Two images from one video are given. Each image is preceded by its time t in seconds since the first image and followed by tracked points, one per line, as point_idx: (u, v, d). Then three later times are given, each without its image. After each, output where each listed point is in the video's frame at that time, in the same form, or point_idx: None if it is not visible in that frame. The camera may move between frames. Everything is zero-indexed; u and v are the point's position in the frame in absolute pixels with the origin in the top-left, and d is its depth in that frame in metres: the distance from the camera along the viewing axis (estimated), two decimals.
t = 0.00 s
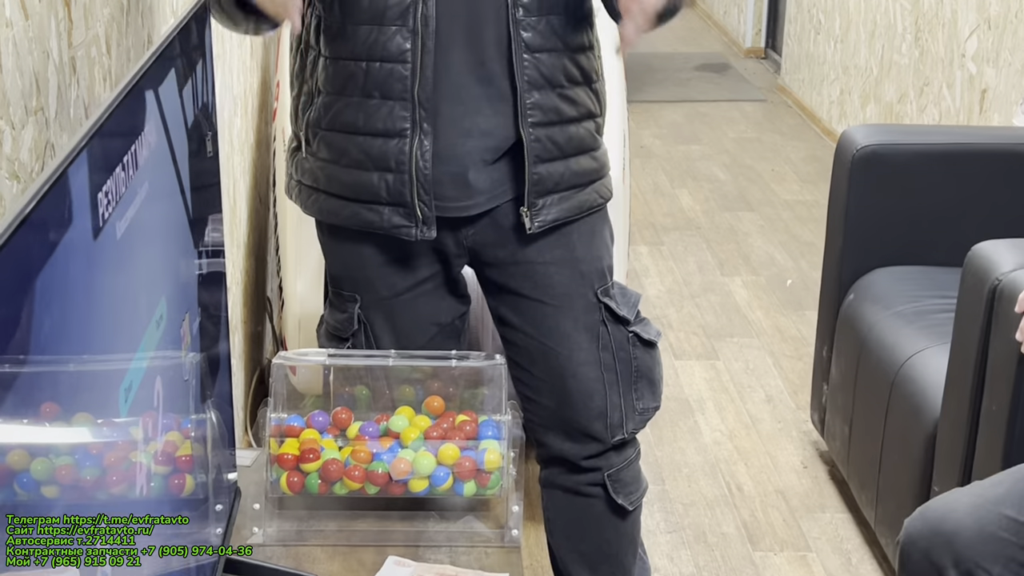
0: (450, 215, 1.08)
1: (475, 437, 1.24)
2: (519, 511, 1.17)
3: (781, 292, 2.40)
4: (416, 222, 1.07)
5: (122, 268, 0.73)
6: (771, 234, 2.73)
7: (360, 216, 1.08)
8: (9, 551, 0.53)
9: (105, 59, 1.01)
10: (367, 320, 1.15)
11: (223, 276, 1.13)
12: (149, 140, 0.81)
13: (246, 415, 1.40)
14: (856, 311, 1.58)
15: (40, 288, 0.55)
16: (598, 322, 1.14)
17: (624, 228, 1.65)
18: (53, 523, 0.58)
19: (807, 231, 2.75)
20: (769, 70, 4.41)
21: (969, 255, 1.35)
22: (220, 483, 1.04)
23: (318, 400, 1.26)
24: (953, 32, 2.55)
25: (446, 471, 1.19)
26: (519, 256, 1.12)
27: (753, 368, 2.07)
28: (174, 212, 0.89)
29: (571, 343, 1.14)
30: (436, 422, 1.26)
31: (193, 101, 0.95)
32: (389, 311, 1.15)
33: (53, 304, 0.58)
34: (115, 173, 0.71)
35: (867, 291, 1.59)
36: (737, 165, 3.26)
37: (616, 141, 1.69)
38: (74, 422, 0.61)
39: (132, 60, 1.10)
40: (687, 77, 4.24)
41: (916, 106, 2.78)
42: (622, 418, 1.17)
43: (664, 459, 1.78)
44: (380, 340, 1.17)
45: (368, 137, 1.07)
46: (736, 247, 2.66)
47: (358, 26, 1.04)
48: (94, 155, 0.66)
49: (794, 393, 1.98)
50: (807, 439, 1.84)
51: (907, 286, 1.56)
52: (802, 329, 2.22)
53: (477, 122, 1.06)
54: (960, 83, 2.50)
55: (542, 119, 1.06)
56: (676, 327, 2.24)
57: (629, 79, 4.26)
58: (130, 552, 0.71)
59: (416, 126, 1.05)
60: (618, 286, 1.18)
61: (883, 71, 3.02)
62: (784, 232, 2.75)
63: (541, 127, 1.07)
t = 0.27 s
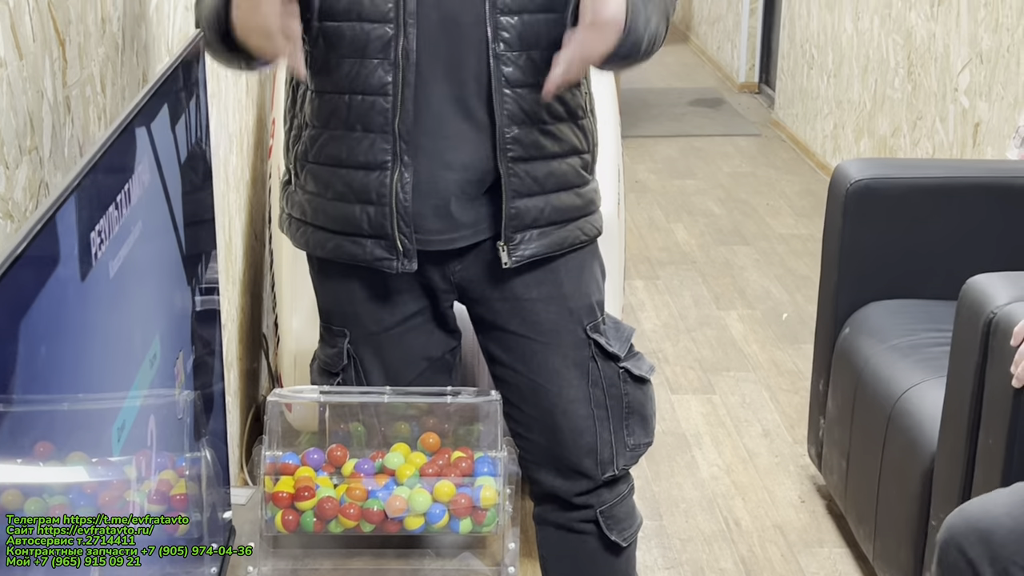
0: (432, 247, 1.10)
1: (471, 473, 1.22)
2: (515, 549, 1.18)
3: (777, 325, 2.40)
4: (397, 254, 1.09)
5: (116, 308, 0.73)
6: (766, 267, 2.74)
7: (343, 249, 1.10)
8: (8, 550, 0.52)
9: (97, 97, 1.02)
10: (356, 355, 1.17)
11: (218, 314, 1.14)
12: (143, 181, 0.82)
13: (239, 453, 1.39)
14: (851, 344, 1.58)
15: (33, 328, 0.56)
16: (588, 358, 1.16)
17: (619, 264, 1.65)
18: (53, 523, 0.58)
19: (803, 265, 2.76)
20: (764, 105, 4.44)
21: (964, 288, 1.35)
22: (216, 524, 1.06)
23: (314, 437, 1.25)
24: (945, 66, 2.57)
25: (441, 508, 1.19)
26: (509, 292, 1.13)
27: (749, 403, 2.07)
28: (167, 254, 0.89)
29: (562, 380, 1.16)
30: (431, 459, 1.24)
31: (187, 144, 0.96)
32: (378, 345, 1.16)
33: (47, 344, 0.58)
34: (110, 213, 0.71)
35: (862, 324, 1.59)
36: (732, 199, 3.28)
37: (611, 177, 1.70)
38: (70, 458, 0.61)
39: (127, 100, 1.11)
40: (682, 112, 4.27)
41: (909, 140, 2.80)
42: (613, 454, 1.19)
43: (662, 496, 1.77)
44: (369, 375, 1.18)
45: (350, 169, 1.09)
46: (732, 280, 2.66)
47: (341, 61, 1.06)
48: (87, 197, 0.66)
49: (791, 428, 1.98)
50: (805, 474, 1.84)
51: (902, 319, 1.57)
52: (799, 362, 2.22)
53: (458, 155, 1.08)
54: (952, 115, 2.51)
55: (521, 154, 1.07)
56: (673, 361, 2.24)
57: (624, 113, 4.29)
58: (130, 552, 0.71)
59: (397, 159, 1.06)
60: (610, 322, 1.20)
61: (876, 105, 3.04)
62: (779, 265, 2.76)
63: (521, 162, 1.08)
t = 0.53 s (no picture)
0: (415, 295, 1.17)
1: (458, 515, 1.19)
2: None
3: (758, 367, 2.44)
4: (382, 301, 1.16)
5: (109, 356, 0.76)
6: (747, 310, 2.79)
7: (331, 295, 1.19)
8: (9, 551, 0.56)
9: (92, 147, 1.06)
10: (345, 404, 1.25)
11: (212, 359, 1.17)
12: (134, 235, 0.84)
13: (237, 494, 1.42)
14: (831, 385, 1.62)
15: (31, 368, 0.58)
16: (573, 402, 1.26)
17: (602, 314, 1.68)
18: (52, 525, 0.61)
19: (784, 308, 2.81)
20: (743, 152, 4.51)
21: (937, 329, 1.39)
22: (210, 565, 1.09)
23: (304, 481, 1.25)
24: (917, 115, 2.63)
25: (429, 549, 1.14)
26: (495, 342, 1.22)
27: (732, 443, 2.10)
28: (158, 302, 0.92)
29: (547, 426, 1.25)
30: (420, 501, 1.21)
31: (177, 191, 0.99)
32: (366, 394, 1.25)
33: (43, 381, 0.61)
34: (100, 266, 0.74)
35: (841, 365, 1.63)
36: (713, 246, 3.33)
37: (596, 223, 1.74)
38: (64, 507, 0.64)
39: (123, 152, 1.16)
40: (665, 160, 4.34)
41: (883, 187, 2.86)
42: (600, 495, 1.30)
43: (649, 535, 1.79)
44: (358, 423, 1.27)
45: (337, 219, 1.17)
46: (714, 323, 2.71)
47: (326, 116, 1.15)
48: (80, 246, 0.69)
49: (772, 467, 2.01)
50: (786, 512, 1.87)
51: (880, 360, 1.61)
52: (780, 403, 2.26)
53: (436, 205, 1.16)
54: (926, 161, 2.57)
55: (489, 204, 1.16)
56: (658, 403, 2.27)
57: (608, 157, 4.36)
58: (131, 552, 0.73)
59: (381, 208, 1.14)
60: (594, 368, 1.30)
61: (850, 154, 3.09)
62: (760, 308, 2.80)
63: (490, 212, 1.17)
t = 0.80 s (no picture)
0: (437, 357, 1.58)
1: (467, 529, 1.56)
2: None
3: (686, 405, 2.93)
4: (414, 363, 1.56)
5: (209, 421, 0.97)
6: (679, 361, 3.29)
7: (376, 361, 1.58)
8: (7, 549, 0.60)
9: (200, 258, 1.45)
10: (382, 441, 1.66)
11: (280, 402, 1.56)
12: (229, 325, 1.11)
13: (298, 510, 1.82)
14: (739, 423, 2.10)
15: (154, 438, 0.76)
16: (546, 438, 1.68)
17: (567, 367, 2.14)
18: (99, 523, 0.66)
19: (707, 360, 3.31)
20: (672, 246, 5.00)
21: (823, 382, 1.82)
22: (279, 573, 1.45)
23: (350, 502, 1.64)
24: (799, 223, 3.20)
25: (444, 555, 1.50)
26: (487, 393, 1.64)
27: (668, 463, 2.56)
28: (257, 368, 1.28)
29: (527, 455, 1.67)
30: (439, 518, 1.57)
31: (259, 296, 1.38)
32: (397, 431, 1.65)
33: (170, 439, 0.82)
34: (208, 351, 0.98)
35: (746, 408, 2.11)
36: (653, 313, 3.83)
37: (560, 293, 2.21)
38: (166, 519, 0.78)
39: (218, 260, 1.56)
40: (617, 253, 4.86)
41: (778, 274, 3.41)
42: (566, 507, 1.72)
43: (607, 535, 2.21)
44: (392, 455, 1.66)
45: (377, 304, 1.56)
46: (652, 372, 3.19)
47: (367, 225, 1.53)
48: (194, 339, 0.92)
49: (700, 481, 2.46)
50: (711, 516, 2.30)
51: (776, 403, 2.10)
52: (707, 430, 2.73)
53: (452, 289, 1.56)
54: (804, 257, 3.15)
55: (492, 288, 1.57)
56: (612, 432, 2.73)
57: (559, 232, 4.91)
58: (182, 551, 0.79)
59: (410, 293, 1.54)
60: (562, 412, 1.74)
61: (751, 248, 3.67)
62: (689, 360, 3.30)
63: (492, 294, 1.57)
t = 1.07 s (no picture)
0: (435, 397, 1.80)
1: (461, 550, 1.78)
2: None
3: (651, 431, 3.24)
4: (415, 402, 1.78)
5: (230, 471, 1.08)
6: (646, 390, 3.62)
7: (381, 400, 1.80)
8: (11, 550, 0.67)
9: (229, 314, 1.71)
10: (387, 470, 1.88)
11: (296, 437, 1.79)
12: (250, 386, 1.21)
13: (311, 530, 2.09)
14: (700, 447, 2.41)
15: (179, 493, 0.90)
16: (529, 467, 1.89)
17: (547, 401, 2.40)
18: (53, 528, 0.72)
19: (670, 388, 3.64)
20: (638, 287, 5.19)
21: (770, 414, 2.00)
22: None
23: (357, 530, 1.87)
24: (746, 267, 3.53)
25: None
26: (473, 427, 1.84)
27: (636, 483, 2.87)
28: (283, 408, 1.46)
29: (510, 483, 1.89)
30: (435, 542, 1.81)
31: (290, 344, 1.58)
32: (401, 461, 1.86)
33: (195, 488, 0.95)
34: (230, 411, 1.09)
35: (705, 434, 2.43)
36: (622, 346, 4.14)
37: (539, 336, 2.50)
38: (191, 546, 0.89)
39: (241, 317, 1.80)
40: (586, 290, 5.17)
41: (729, 312, 3.71)
42: (543, 527, 1.94)
43: (582, 546, 2.48)
44: (395, 484, 1.88)
45: (382, 350, 1.78)
46: (621, 401, 3.51)
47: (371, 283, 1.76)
48: (216, 405, 1.04)
49: (664, 498, 2.77)
50: (675, 529, 2.59)
51: (732, 430, 2.40)
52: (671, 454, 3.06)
53: (445, 337, 1.78)
54: (752, 297, 3.48)
55: (479, 334, 1.80)
56: (588, 456, 3.06)
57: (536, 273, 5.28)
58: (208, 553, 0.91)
59: (409, 341, 1.76)
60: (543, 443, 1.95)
61: (704, 288, 4.00)
62: (654, 389, 3.62)
63: (479, 339, 1.80)
